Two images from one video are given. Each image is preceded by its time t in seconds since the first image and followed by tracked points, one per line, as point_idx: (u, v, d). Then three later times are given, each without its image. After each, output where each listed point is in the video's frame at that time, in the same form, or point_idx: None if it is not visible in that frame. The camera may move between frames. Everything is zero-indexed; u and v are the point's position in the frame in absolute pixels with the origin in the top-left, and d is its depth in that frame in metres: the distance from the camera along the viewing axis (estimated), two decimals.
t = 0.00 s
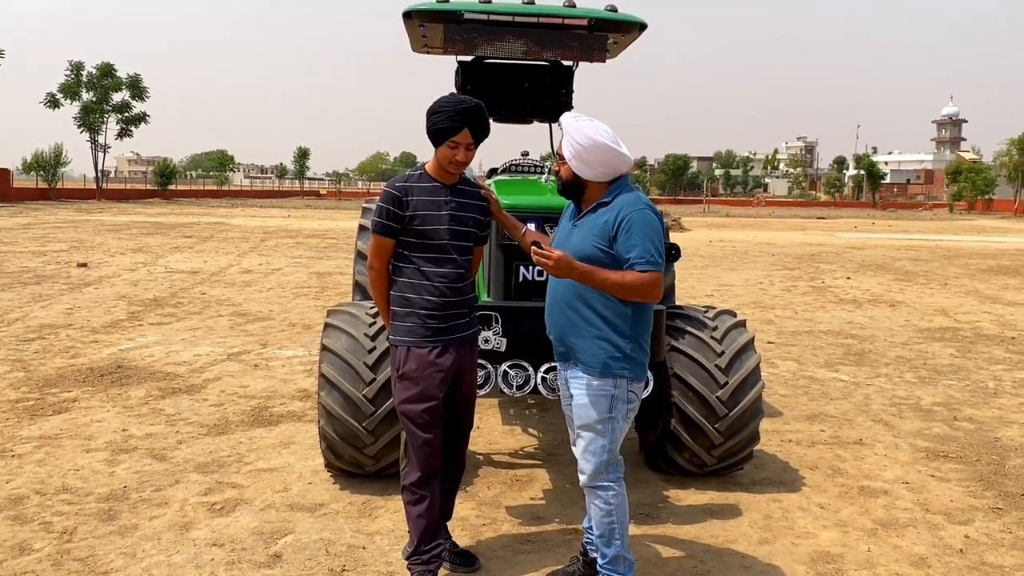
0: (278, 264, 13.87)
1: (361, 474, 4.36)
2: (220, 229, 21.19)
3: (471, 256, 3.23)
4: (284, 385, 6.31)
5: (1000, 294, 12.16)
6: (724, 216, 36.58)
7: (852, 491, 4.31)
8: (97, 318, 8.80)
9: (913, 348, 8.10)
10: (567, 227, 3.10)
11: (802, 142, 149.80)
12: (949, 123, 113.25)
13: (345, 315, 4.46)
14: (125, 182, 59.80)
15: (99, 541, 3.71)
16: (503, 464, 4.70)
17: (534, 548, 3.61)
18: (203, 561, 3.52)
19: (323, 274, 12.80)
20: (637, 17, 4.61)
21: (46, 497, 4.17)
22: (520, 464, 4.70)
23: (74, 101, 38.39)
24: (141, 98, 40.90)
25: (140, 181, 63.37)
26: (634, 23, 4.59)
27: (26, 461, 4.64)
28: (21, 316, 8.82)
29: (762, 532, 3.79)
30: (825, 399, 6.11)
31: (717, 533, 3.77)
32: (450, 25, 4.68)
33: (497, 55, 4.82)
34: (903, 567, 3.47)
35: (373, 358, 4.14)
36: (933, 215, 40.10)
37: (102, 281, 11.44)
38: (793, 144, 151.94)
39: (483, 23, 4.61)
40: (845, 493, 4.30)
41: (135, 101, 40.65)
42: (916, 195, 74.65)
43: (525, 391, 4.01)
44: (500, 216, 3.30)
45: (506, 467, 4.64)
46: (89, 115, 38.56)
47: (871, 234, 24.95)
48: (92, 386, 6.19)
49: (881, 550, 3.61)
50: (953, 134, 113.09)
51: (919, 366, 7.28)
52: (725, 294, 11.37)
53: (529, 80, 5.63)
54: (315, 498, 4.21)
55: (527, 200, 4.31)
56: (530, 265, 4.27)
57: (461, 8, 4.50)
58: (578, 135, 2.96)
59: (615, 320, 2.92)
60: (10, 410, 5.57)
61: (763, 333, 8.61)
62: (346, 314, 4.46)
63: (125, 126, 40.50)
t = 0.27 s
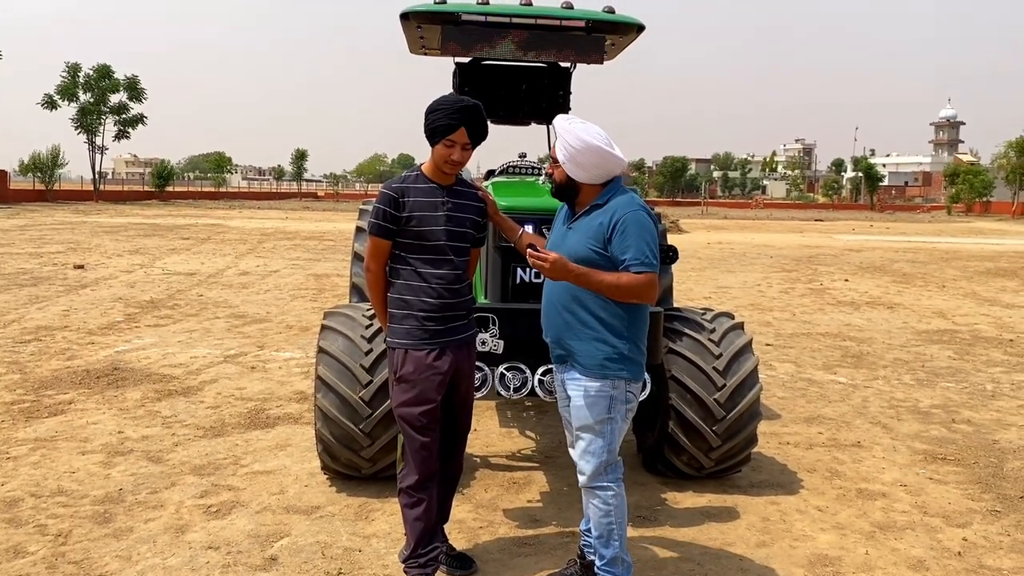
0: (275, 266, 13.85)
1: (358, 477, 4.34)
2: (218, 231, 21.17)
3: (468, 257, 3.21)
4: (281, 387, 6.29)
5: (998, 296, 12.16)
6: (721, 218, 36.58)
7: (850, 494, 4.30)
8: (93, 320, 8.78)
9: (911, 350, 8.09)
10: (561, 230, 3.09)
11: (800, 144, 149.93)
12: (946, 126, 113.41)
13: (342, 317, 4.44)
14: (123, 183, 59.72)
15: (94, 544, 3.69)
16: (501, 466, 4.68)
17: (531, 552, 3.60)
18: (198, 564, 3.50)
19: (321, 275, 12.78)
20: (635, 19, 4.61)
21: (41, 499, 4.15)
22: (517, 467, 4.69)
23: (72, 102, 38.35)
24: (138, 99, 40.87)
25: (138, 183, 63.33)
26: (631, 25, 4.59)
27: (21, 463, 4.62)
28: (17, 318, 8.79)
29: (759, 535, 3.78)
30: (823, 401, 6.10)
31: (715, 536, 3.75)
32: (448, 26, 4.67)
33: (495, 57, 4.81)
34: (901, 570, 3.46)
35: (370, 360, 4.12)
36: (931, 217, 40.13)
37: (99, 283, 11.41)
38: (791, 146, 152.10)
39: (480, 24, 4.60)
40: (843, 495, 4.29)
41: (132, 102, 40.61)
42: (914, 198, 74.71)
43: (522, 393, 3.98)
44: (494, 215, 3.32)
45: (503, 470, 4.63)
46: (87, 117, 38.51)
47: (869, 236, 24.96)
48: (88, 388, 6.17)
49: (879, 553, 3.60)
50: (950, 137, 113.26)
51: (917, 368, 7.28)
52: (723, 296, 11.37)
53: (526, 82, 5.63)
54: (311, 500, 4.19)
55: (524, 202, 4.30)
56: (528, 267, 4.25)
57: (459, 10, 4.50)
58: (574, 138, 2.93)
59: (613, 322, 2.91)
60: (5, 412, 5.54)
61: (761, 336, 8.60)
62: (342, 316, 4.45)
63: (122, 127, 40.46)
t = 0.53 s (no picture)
0: (274, 268, 13.84)
1: (355, 479, 4.33)
2: (216, 233, 21.15)
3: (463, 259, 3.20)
4: (278, 389, 6.28)
5: (996, 298, 12.16)
6: (721, 220, 36.60)
7: (848, 496, 4.29)
8: (91, 322, 8.77)
9: (910, 352, 8.09)
10: (555, 231, 3.08)
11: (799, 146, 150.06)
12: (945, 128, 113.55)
13: (339, 319, 4.43)
14: (122, 185, 59.69)
15: (90, 547, 3.67)
16: (498, 469, 4.67)
17: (528, 555, 3.58)
18: (194, 567, 3.48)
19: (319, 277, 12.78)
20: (633, 20, 4.62)
21: (37, 502, 4.14)
22: (514, 469, 4.67)
23: (71, 104, 38.35)
24: (137, 101, 40.87)
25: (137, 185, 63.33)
26: (629, 26, 4.59)
27: (17, 465, 4.61)
28: (14, 320, 8.78)
29: (757, 538, 3.77)
30: (821, 404, 6.09)
31: (712, 539, 3.74)
32: (446, 28, 4.68)
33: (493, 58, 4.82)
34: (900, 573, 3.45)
35: (367, 362, 4.11)
36: (930, 220, 40.15)
37: (97, 285, 11.40)
38: (790, 149, 152.22)
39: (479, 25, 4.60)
40: (841, 498, 4.28)
41: (131, 104, 40.61)
42: (912, 200, 74.77)
43: (519, 396, 3.97)
44: (489, 216, 3.28)
45: (500, 472, 4.61)
46: (85, 119, 38.50)
47: (868, 238, 24.97)
48: (85, 390, 6.16)
49: (877, 556, 3.59)
50: (948, 139, 113.37)
51: (916, 370, 7.27)
52: (722, 298, 11.37)
53: (525, 83, 5.63)
54: (308, 503, 4.18)
55: (522, 204, 4.29)
56: (525, 269, 4.26)
57: (457, 11, 4.50)
58: (575, 137, 2.92)
59: (609, 323, 2.90)
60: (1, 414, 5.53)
61: (760, 338, 8.60)
62: (340, 317, 4.44)
63: (122, 129, 40.46)
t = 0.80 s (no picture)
0: (273, 271, 13.83)
1: (353, 483, 4.31)
2: (216, 235, 21.14)
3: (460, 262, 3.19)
4: (276, 392, 6.26)
5: (996, 301, 12.15)
6: (720, 222, 36.60)
7: (848, 500, 4.28)
8: (89, 324, 8.75)
9: (909, 355, 8.07)
10: (548, 234, 3.04)
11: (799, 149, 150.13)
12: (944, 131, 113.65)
13: (336, 322, 4.42)
14: (122, 187, 59.70)
15: (85, 551, 3.65)
16: (496, 473, 4.66)
17: (525, 559, 3.57)
18: (190, 572, 3.46)
19: (318, 280, 12.76)
20: (631, 22, 4.61)
21: (33, 506, 4.12)
22: (512, 473, 4.66)
23: (70, 106, 38.37)
24: (137, 104, 40.89)
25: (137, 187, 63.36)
26: (628, 29, 4.59)
27: (14, 469, 4.59)
28: (13, 322, 8.76)
29: (756, 542, 3.75)
30: (821, 407, 6.07)
31: (711, 543, 3.73)
32: (444, 30, 4.67)
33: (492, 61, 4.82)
34: None
35: (364, 366, 4.10)
36: (930, 222, 40.16)
37: (96, 287, 11.39)
38: (790, 151, 152.31)
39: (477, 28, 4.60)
40: (840, 502, 4.27)
41: (131, 107, 40.62)
42: (912, 202, 74.80)
43: (518, 400, 3.97)
44: (484, 218, 3.25)
45: (498, 476, 4.60)
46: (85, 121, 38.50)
47: (868, 241, 24.96)
48: (82, 393, 6.14)
49: (876, 561, 3.58)
50: (948, 142, 113.43)
51: (915, 373, 7.25)
52: (721, 301, 11.36)
53: (523, 86, 5.61)
54: (305, 507, 4.16)
55: (520, 207, 4.28)
56: (523, 272, 4.26)
57: (455, 13, 4.49)
58: (594, 127, 2.92)
59: (610, 325, 2.90)
60: None
61: (759, 341, 8.59)
62: (337, 321, 4.43)
63: (122, 131, 40.48)
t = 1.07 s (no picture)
0: (274, 273, 13.84)
1: (353, 487, 4.32)
2: (216, 238, 21.15)
3: (458, 267, 3.20)
4: (277, 396, 6.27)
5: (996, 305, 12.15)
6: (721, 225, 36.61)
7: (847, 505, 4.28)
8: (90, 327, 8.76)
9: (909, 359, 8.08)
10: (547, 237, 3.01)
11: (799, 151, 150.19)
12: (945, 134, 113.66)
13: (337, 326, 4.43)
14: (123, 189, 59.74)
15: (86, 555, 3.66)
16: (496, 477, 4.66)
17: (525, 563, 3.57)
18: None
19: (319, 283, 12.77)
20: (631, 28, 4.63)
21: (33, 509, 4.13)
22: (512, 477, 4.66)
23: (71, 109, 38.42)
24: (138, 106, 40.94)
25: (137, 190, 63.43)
26: (628, 34, 4.61)
27: (15, 473, 4.60)
28: (14, 325, 8.78)
29: (756, 546, 3.76)
30: (821, 411, 6.08)
31: (711, 547, 3.73)
32: (445, 35, 4.68)
33: (492, 65, 4.83)
34: None
35: (364, 370, 4.11)
36: (930, 225, 40.19)
37: (97, 290, 11.40)
38: (790, 154, 152.40)
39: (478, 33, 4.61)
40: (840, 506, 4.27)
41: (132, 109, 40.68)
42: (913, 205, 74.82)
43: (518, 404, 3.98)
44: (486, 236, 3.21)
45: (499, 480, 4.60)
46: (86, 124, 38.55)
47: (868, 244, 24.97)
48: (83, 396, 6.15)
49: (875, 566, 3.58)
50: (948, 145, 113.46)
51: (915, 377, 7.26)
52: (722, 304, 11.37)
53: (524, 91, 5.63)
54: (305, 510, 4.17)
55: (521, 211, 4.30)
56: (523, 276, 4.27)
57: (455, 19, 4.51)
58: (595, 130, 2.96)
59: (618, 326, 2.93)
60: None
61: (759, 344, 8.59)
62: (338, 325, 4.43)
63: (122, 133, 40.53)
